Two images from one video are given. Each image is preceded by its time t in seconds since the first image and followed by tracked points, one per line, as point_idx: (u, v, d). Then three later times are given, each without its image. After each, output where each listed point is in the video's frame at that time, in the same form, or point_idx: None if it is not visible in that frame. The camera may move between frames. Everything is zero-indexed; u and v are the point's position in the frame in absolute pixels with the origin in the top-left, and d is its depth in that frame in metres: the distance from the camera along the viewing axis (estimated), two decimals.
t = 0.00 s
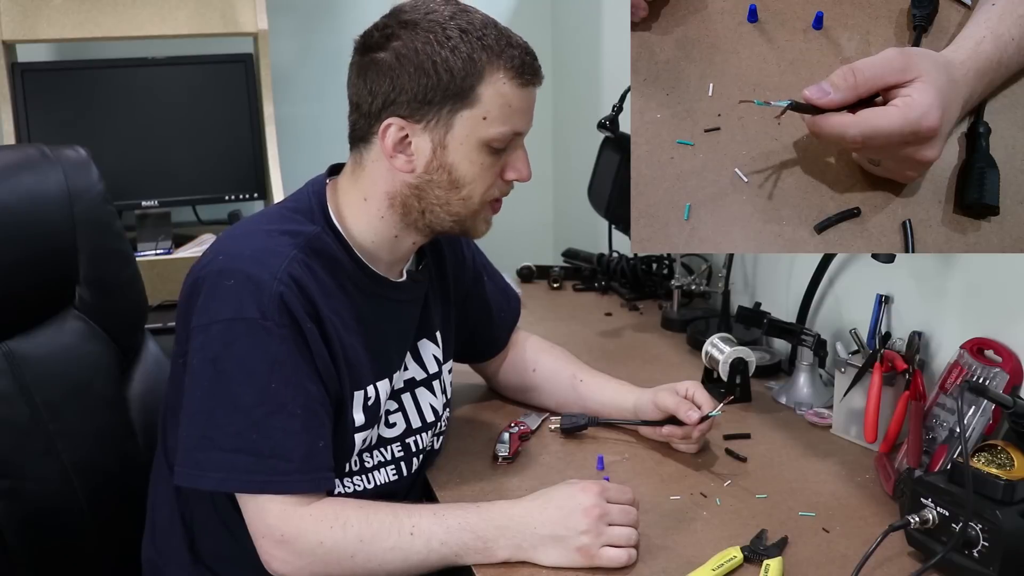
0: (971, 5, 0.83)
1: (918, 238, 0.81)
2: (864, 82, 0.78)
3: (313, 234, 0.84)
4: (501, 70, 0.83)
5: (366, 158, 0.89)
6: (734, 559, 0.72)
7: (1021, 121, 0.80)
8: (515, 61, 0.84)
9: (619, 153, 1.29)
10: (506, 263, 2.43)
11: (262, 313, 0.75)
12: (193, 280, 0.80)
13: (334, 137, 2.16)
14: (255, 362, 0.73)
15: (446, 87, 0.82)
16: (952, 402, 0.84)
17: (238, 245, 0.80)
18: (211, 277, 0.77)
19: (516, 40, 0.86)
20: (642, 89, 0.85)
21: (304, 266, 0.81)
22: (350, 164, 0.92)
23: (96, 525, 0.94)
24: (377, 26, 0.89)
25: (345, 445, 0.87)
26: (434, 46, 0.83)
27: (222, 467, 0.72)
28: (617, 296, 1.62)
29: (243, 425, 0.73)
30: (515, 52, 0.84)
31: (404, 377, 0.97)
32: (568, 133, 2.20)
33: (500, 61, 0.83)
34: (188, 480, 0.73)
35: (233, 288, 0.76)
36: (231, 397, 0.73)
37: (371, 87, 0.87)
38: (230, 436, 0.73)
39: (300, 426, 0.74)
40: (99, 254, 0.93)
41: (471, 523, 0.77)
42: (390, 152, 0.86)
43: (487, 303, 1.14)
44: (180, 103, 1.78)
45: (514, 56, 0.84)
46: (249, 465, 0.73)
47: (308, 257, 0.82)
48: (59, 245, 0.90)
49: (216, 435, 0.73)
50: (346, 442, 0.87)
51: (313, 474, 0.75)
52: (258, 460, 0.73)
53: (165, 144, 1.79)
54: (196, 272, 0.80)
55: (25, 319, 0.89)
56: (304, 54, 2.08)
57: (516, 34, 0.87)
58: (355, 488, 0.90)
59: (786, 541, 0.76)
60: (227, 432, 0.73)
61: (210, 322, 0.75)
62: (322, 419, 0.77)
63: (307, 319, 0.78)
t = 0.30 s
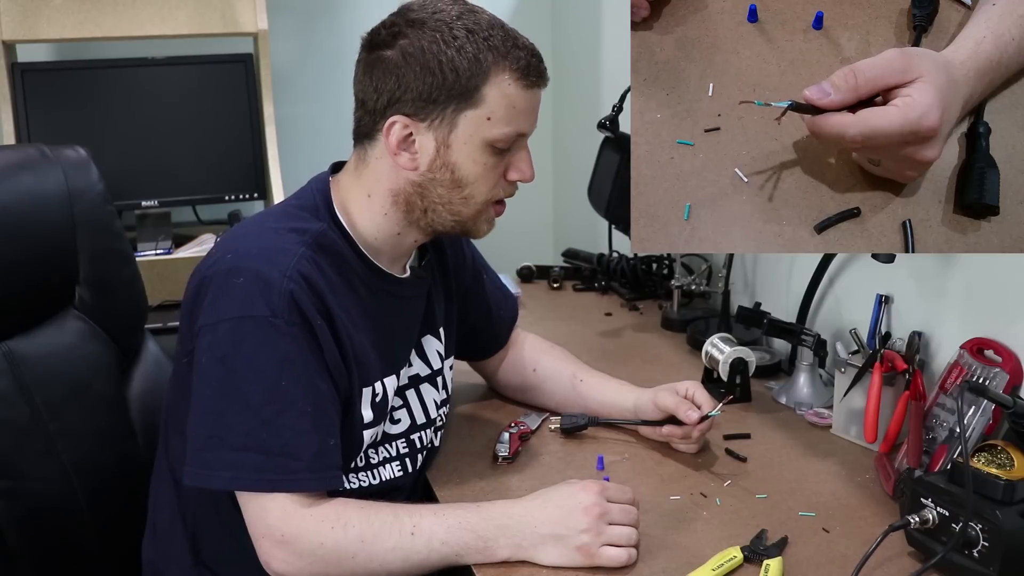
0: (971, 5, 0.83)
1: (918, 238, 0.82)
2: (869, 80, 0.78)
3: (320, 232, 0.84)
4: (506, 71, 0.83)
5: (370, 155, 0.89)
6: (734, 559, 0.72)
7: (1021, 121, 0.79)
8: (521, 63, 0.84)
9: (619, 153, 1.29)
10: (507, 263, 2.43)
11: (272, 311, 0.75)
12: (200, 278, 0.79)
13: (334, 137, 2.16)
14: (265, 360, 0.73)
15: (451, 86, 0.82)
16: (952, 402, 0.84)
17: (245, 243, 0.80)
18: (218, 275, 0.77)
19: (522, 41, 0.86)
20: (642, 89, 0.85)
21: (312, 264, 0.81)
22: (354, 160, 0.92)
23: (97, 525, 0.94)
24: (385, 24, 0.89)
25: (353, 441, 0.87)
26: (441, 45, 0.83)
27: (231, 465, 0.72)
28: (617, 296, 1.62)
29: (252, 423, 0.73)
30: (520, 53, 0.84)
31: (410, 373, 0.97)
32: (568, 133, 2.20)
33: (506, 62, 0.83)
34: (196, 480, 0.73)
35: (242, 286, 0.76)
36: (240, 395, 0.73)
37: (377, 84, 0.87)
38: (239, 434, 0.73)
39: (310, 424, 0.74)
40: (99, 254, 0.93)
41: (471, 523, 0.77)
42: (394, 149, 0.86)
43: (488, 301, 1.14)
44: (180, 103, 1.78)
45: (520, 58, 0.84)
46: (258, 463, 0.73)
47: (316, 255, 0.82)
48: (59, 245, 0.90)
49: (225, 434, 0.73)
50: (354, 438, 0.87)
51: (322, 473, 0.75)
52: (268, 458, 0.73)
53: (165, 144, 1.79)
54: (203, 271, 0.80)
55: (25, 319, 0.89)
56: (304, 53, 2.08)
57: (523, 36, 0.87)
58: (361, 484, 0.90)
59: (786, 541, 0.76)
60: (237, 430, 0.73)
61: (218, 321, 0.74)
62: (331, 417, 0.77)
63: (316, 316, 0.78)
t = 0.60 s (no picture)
0: (971, 5, 0.83)
1: (918, 238, 0.82)
2: (865, 79, 0.78)
3: (318, 232, 0.84)
4: (501, 67, 0.83)
5: (367, 154, 0.89)
6: (734, 559, 0.72)
7: (1021, 121, 0.79)
8: (516, 60, 0.84)
9: (619, 153, 1.29)
10: (507, 263, 2.43)
11: (269, 311, 0.75)
12: (197, 279, 0.79)
13: (334, 137, 2.16)
14: (263, 360, 0.73)
15: (446, 83, 0.82)
16: (952, 402, 0.84)
17: (242, 243, 0.80)
18: (216, 276, 0.77)
19: (517, 38, 0.86)
20: (642, 89, 0.85)
21: (310, 264, 0.81)
22: (351, 161, 0.92)
23: (96, 525, 0.94)
24: (380, 23, 0.89)
25: (352, 441, 0.87)
26: (436, 43, 0.83)
27: (230, 465, 0.72)
28: (617, 296, 1.62)
29: (250, 423, 0.73)
30: (515, 51, 0.84)
31: (408, 374, 0.97)
32: (568, 133, 2.20)
33: (501, 59, 0.83)
34: (195, 480, 0.73)
35: (240, 286, 0.76)
36: (239, 395, 0.73)
37: (373, 83, 0.87)
38: (238, 435, 0.73)
39: (308, 424, 0.74)
40: (99, 254, 0.93)
41: (471, 523, 0.77)
42: (391, 148, 0.86)
43: (487, 302, 1.14)
44: (179, 103, 1.78)
45: (515, 54, 0.84)
46: (257, 464, 0.73)
47: (314, 255, 0.82)
48: (60, 245, 0.90)
49: (224, 434, 0.73)
50: (352, 438, 0.87)
51: (321, 473, 0.75)
52: (266, 459, 0.73)
53: (165, 144, 1.79)
54: (200, 272, 0.80)
55: (25, 319, 0.89)
56: (304, 54, 2.08)
57: (518, 32, 0.87)
58: (360, 484, 0.90)
59: (786, 541, 0.76)
60: (235, 431, 0.73)
61: (216, 321, 0.74)
62: (329, 417, 0.77)
63: (314, 316, 0.78)
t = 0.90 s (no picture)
0: (971, 5, 0.83)
1: (918, 238, 0.82)
2: (865, 78, 0.78)
3: (310, 231, 0.84)
4: (505, 81, 0.83)
5: (362, 146, 0.89)
6: (734, 559, 0.72)
7: (1021, 120, 0.79)
8: (521, 74, 0.84)
9: (619, 153, 1.29)
10: (506, 264, 2.43)
11: (263, 310, 0.75)
12: (190, 280, 0.79)
13: (334, 137, 2.16)
14: (258, 359, 0.73)
15: (448, 89, 0.82)
16: (952, 402, 0.84)
17: (234, 243, 0.80)
18: (208, 276, 0.77)
19: (524, 52, 0.86)
20: (642, 90, 0.85)
21: (302, 263, 0.81)
22: (347, 153, 0.92)
23: (96, 525, 0.94)
24: (391, 17, 0.88)
25: (348, 439, 0.87)
26: (442, 46, 0.83)
27: (228, 465, 0.72)
28: (617, 296, 1.62)
29: (247, 422, 0.73)
30: (521, 65, 0.84)
31: (403, 371, 0.97)
32: (568, 133, 2.20)
33: (506, 73, 0.83)
34: (193, 481, 0.73)
35: (233, 286, 0.76)
36: (234, 394, 0.73)
37: (375, 77, 0.87)
38: (234, 434, 0.73)
39: (304, 421, 0.75)
40: (99, 254, 0.94)
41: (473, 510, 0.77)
42: (385, 144, 0.85)
43: (482, 302, 1.14)
44: (179, 103, 1.78)
45: (521, 69, 0.84)
46: (254, 463, 0.73)
47: (306, 253, 0.82)
48: (61, 245, 0.90)
49: (220, 434, 0.73)
50: (348, 436, 0.87)
51: (318, 470, 0.75)
52: (263, 458, 0.73)
53: (165, 144, 1.79)
54: (192, 273, 0.79)
55: (25, 320, 0.89)
56: (304, 54, 2.08)
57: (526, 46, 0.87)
58: (358, 482, 0.90)
59: (786, 541, 0.76)
60: (231, 430, 0.73)
61: (210, 322, 0.74)
62: (325, 414, 0.77)
63: (308, 314, 0.78)
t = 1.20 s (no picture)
0: (971, 4, 0.82)
1: (918, 238, 0.82)
2: (863, 77, 0.76)
3: (309, 229, 0.83)
4: (474, 54, 0.80)
5: (351, 138, 0.89)
6: (734, 559, 0.72)
7: (1021, 120, 0.80)
8: (491, 49, 0.81)
9: (619, 153, 1.29)
10: (506, 264, 2.43)
11: (266, 308, 0.75)
12: (190, 280, 0.79)
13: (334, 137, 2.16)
14: (262, 356, 0.73)
15: (414, 67, 0.81)
16: (952, 402, 0.84)
17: (234, 242, 0.80)
18: (209, 275, 0.77)
19: (498, 31, 0.83)
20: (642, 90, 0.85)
21: (303, 261, 0.81)
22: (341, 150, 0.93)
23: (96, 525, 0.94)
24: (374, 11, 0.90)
25: (348, 438, 0.87)
26: (414, 29, 0.83)
27: (235, 463, 0.72)
28: (616, 296, 1.62)
29: (252, 420, 0.73)
30: (494, 42, 0.81)
31: (402, 370, 0.97)
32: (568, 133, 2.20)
33: (477, 46, 0.80)
34: (200, 479, 0.73)
35: (235, 284, 0.75)
36: (239, 393, 0.73)
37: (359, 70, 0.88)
38: (240, 431, 0.72)
39: (309, 418, 0.75)
40: (99, 255, 0.94)
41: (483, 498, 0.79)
42: (361, 131, 0.85)
43: (481, 302, 1.14)
44: (179, 103, 1.78)
45: (494, 46, 0.81)
46: (261, 461, 0.73)
47: (307, 251, 0.82)
48: (61, 245, 0.90)
49: (226, 432, 0.73)
50: (348, 436, 0.87)
51: (324, 465, 0.75)
52: (270, 455, 0.73)
53: (165, 144, 1.79)
54: (192, 272, 0.79)
55: (25, 320, 0.89)
56: (303, 53, 2.08)
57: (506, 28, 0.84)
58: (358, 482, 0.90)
59: (786, 541, 0.76)
60: (237, 429, 0.72)
61: (213, 321, 0.74)
62: (329, 410, 0.77)
63: (310, 312, 0.79)
